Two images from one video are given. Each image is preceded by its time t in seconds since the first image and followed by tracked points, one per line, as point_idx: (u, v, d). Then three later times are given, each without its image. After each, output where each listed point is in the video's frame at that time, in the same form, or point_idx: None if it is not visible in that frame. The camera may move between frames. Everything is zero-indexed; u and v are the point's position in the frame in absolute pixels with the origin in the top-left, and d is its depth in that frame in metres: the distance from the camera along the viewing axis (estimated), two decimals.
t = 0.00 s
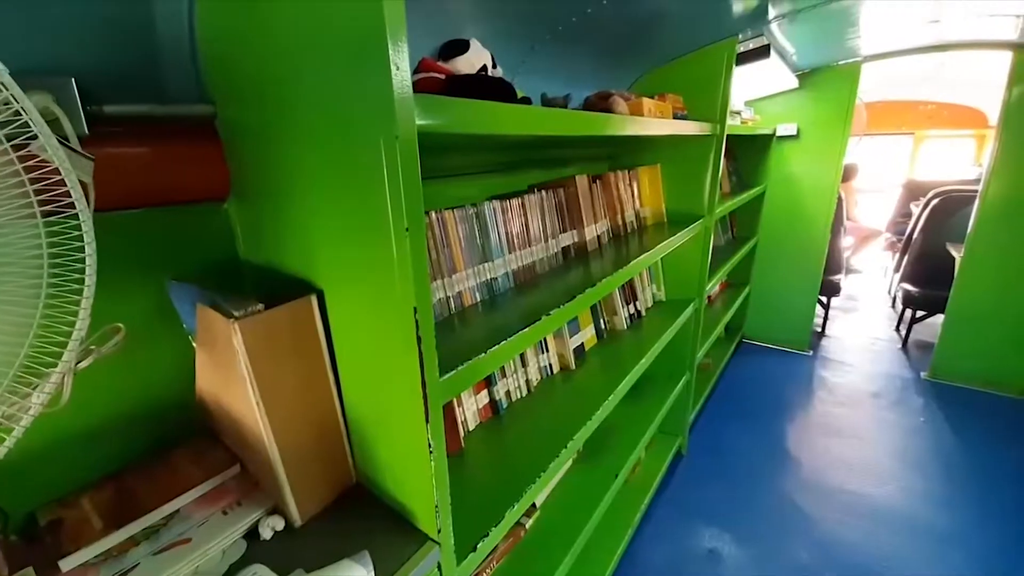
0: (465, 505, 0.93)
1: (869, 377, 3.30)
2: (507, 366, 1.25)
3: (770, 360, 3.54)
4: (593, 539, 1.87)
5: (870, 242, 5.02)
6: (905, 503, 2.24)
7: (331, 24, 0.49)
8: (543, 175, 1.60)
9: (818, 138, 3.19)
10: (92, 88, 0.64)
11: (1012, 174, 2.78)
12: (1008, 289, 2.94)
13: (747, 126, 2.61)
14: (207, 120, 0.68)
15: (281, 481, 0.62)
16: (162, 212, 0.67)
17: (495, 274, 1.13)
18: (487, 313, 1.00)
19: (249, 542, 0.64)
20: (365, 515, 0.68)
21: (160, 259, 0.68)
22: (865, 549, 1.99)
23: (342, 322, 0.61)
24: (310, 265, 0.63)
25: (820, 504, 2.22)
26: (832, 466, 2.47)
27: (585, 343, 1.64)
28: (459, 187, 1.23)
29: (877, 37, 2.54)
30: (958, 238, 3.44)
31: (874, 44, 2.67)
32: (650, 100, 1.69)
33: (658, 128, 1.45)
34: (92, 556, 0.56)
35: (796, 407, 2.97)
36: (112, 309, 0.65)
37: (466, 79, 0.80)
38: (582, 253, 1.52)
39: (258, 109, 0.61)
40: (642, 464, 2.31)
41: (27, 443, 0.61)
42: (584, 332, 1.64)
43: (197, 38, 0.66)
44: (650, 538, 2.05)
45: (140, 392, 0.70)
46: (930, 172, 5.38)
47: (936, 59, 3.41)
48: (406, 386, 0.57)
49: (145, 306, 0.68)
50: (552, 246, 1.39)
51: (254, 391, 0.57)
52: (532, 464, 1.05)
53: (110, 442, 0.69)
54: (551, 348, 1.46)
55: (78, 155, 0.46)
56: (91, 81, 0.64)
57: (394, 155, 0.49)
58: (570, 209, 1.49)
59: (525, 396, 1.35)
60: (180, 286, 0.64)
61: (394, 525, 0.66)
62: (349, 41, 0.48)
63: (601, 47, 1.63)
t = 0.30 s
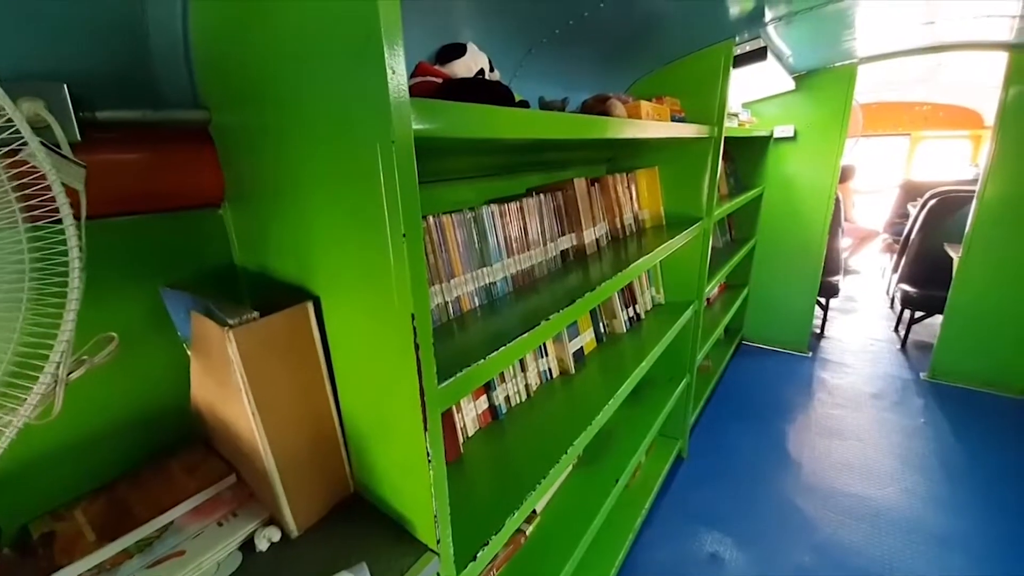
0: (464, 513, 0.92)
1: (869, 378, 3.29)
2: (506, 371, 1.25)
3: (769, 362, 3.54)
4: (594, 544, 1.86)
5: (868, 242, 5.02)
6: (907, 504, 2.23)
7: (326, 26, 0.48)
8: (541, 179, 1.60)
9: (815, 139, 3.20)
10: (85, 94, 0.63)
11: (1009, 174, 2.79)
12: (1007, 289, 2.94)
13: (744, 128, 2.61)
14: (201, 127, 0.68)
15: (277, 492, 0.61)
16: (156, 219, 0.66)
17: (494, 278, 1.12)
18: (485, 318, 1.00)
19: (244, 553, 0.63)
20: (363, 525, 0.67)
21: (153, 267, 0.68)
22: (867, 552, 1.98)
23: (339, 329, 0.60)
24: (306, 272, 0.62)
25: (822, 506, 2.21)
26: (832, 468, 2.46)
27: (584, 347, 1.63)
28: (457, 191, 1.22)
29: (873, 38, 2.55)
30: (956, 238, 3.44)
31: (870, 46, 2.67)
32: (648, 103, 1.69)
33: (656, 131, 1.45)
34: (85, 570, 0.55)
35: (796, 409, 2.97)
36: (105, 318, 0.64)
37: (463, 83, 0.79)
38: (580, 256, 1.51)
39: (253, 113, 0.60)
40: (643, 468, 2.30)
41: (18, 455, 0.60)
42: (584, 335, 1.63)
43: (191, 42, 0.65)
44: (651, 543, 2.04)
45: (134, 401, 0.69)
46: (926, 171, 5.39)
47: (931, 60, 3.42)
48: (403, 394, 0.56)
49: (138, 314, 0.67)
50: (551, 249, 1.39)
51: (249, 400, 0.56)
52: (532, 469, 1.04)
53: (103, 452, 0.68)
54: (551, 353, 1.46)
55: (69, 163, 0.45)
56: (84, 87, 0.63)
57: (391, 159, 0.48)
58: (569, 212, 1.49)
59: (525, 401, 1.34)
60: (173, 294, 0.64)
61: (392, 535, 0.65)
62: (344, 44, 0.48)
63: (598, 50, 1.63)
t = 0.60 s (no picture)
0: (454, 527, 0.90)
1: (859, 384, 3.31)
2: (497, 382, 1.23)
3: (760, 369, 3.55)
4: (587, 557, 1.84)
5: (855, 250, 5.08)
6: (899, 511, 2.23)
7: (311, 33, 0.47)
8: (532, 187, 1.60)
9: (802, 149, 3.23)
10: (63, 102, 0.62)
11: (992, 182, 2.83)
12: (992, 295, 2.97)
13: (733, 138, 2.64)
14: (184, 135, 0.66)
15: (259, 511, 0.59)
16: (135, 229, 0.65)
17: (484, 288, 1.11)
18: (476, 328, 0.98)
19: None
20: (349, 544, 0.65)
21: (132, 279, 0.66)
22: (861, 559, 1.98)
23: (324, 342, 0.59)
24: (290, 283, 0.60)
25: (815, 514, 2.21)
26: (825, 475, 2.46)
27: (576, 356, 1.62)
28: (447, 200, 1.21)
29: (856, 50, 2.59)
30: (941, 246, 3.48)
31: (854, 57, 2.72)
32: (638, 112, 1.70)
33: (646, 141, 1.46)
34: None
35: (788, 416, 2.97)
36: (81, 332, 0.62)
37: (454, 92, 0.78)
38: (572, 265, 1.51)
39: (236, 121, 0.59)
40: (636, 478, 2.28)
41: None
42: (575, 344, 1.62)
43: (173, 49, 0.64)
44: (645, 554, 2.02)
45: (111, 418, 0.67)
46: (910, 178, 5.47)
47: (913, 71, 3.48)
48: (390, 408, 0.55)
49: (116, 328, 0.66)
50: (543, 258, 1.38)
51: (229, 417, 0.54)
52: (524, 482, 1.02)
53: (78, 471, 0.66)
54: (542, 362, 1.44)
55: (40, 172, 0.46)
56: (62, 94, 0.62)
57: (377, 170, 0.47)
58: (560, 221, 1.48)
59: (517, 412, 1.32)
60: (152, 307, 0.62)
61: (378, 555, 0.63)
62: (330, 51, 0.46)
63: (588, 60, 1.63)
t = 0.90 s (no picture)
0: (445, 543, 0.88)
1: (849, 389, 3.32)
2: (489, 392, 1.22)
3: (752, 374, 3.55)
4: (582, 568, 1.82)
5: (842, 255, 5.13)
6: (891, 516, 2.23)
7: (295, 42, 0.46)
8: (523, 196, 1.59)
9: (789, 156, 3.27)
10: (40, 111, 0.61)
11: (974, 188, 2.87)
12: (979, 300, 3.01)
13: (721, 145, 2.66)
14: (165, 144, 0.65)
15: (241, 533, 0.57)
16: (114, 241, 0.63)
17: (475, 297, 1.09)
18: (467, 339, 0.97)
19: None
20: (335, 564, 0.63)
21: (111, 291, 0.64)
22: (855, 566, 1.97)
23: (309, 356, 0.58)
24: (275, 296, 0.59)
25: (808, 521, 2.20)
26: (817, 480, 2.46)
27: (568, 365, 1.61)
28: (437, 209, 1.20)
29: (840, 60, 2.63)
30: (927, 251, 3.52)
31: (838, 67, 2.76)
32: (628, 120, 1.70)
33: (636, 149, 1.46)
34: None
35: (780, 422, 2.97)
36: (56, 348, 0.60)
37: (443, 100, 0.77)
38: (563, 273, 1.50)
39: (219, 129, 0.57)
40: (629, 486, 2.27)
41: None
42: (568, 353, 1.61)
43: (155, 57, 0.63)
44: (640, 564, 2.00)
45: (88, 436, 0.65)
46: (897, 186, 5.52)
47: (895, 80, 3.54)
48: (377, 425, 0.53)
49: (93, 343, 0.64)
50: (534, 266, 1.37)
51: (209, 435, 0.53)
52: (517, 495, 1.01)
53: (53, 491, 0.63)
54: (535, 372, 1.43)
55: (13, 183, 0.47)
56: (38, 103, 0.60)
57: (364, 180, 0.46)
58: (551, 228, 1.47)
59: (509, 422, 1.31)
60: (132, 322, 0.60)
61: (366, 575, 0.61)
62: (315, 61, 0.46)
63: (578, 69, 1.63)
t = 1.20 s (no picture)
0: (435, 553, 0.87)
1: (839, 389, 3.34)
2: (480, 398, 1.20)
3: (744, 376, 3.57)
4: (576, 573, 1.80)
5: (830, 256, 5.19)
6: (882, 516, 2.24)
7: (275, 44, 0.45)
8: (513, 199, 1.58)
9: (777, 160, 3.30)
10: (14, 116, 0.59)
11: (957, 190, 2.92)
12: (965, 301, 3.04)
13: (710, 148, 2.67)
14: (144, 149, 0.63)
15: (223, 548, 0.55)
16: (90, 249, 0.61)
17: (465, 303, 1.08)
18: (458, 344, 0.96)
19: None
20: None
21: (87, 301, 0.62)
22: (846, 567, 1.98)
23: (293, 366, 0.56)
24: (258, 304, 0.58)
25: (799, 522, 2.21)
26: (808, 481, 2.47)
27: (560, 369, 1.60)
28: (427, 213, 1.19)
29: (825, 65, 2.66)
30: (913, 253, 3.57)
31: (823, 72, 2.79)
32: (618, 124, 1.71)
33: (626, 152, 1.46)
34: None
35: (771, 423, 2.98)
36: (28, 360, 0.59)
37: (432, 103, 0.76)
38: (555, 277, 1.49)
39: (200, 133, 0.56)
40: (622, 490, 2.26)
41: None
42: (559, 357, 1.60)
43: (133, 60, 0.62)
44: (634, 568, 1.99)
45: (64, 449, 0.63)
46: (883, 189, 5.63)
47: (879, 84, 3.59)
48: (363, 436, 0.52)
49: (68, 354, 0.62)
50: (525, 270, 1.36)
51: (188, 448, 0.51)
52: (509, 502, 0.99)
53: (27, 508, 0.61)
54: (527, 377, 1.42)
55: None
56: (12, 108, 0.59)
57: (346, 184, 0.45)
58: (542, 232, 1.47)
59: (500, 428, 1.29)
60: (110, 332, 0.58)
61: None
62: (296, 64, 0.45)
63: (567, 72, 1.63)
